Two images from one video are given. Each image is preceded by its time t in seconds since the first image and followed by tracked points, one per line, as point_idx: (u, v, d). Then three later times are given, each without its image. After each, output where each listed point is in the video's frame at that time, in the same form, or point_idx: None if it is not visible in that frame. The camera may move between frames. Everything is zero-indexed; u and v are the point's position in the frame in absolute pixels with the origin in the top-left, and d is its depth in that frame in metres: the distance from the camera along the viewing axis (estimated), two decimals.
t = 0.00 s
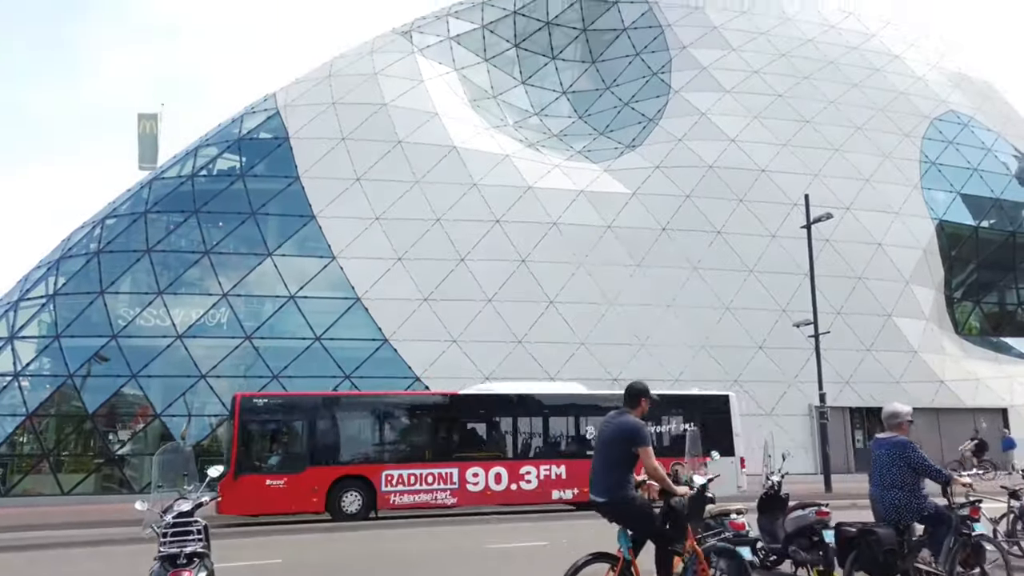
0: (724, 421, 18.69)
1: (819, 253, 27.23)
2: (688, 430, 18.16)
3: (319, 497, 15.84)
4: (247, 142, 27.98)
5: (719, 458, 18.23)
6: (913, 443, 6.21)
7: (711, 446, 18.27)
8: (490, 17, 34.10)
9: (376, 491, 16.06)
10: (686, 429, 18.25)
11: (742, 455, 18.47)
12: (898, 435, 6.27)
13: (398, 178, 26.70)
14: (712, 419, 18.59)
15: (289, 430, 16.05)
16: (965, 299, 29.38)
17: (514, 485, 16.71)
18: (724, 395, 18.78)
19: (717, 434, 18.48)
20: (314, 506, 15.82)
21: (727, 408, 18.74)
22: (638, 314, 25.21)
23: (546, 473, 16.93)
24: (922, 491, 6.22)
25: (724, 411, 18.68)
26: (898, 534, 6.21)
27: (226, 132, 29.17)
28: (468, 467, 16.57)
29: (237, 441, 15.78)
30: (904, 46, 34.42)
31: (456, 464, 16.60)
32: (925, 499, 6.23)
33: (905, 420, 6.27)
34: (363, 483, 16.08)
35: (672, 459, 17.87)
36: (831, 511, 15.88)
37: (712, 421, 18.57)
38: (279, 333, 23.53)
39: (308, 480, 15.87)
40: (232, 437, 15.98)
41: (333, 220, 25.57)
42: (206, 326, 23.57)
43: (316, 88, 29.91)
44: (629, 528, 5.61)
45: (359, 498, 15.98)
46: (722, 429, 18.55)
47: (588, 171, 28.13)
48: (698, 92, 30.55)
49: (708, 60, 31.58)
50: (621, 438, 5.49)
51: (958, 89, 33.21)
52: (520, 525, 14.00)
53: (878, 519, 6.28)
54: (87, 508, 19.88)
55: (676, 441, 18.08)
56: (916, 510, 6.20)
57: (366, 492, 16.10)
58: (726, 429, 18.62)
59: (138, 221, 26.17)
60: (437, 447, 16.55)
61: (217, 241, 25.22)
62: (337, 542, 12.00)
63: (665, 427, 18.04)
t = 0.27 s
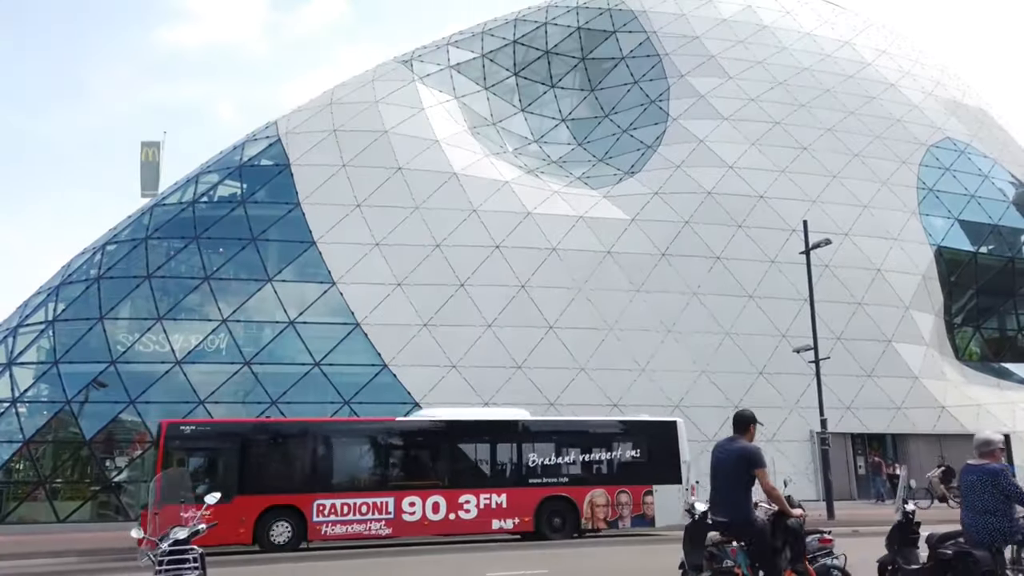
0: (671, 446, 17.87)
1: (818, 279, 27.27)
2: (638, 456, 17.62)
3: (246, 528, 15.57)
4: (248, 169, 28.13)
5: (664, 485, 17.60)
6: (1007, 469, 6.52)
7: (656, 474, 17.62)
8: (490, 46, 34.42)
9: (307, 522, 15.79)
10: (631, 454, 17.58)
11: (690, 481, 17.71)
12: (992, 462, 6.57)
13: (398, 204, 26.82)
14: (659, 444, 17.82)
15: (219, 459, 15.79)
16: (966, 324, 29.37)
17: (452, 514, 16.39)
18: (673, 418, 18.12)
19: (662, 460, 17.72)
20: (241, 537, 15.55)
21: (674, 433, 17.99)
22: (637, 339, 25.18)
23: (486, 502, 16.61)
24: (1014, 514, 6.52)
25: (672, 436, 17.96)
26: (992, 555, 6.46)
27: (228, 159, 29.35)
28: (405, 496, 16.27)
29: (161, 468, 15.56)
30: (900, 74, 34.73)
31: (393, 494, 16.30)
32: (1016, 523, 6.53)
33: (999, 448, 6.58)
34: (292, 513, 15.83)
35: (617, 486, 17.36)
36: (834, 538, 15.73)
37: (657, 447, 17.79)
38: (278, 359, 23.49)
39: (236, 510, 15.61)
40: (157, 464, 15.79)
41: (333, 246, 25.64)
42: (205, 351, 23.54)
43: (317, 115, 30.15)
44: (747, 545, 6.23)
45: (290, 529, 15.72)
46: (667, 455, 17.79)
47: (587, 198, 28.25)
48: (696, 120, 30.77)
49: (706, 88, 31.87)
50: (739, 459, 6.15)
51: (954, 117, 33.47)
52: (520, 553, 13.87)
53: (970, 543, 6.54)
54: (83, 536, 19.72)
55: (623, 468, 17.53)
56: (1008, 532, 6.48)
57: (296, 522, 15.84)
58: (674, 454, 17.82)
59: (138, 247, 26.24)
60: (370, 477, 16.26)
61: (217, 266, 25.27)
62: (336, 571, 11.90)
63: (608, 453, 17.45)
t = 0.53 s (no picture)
0: (618, 452, 17.92)
1: (818, 282, 27.28)
2: (582, 462, 17.63)
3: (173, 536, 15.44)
4: (248, 172, 28.16)
5: (610, 490, 17.61)
6: None
7: (602, 478, 17.65)
8: (490, 50, 34.48)
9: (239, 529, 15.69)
10: (577, 460, 17.58)
11: (634, 486, 17.76)
12: None
13: (398, 208, 26.83)
14: (605, 450, 17.85)
15: (145, 464, 15.69)
16: (965, 327, 29.38)
17: (390, 521, 16.30)
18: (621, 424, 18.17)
19: (609, 465, 17.76)
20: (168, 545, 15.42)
21: (621, 438, 18.07)
22: (637, 343, 25.17)
23: (425, 507, 16.49)
24: None
25: (618, 442, 18.01)
26: None
27: (227, 163, 29.37)
28: (342, 502, 16.19)
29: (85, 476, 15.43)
30: (899, 78, 34.79)
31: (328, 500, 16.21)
32: None
33: None
34: (223, 520, 15.70)
35: (561, 490, 17.34)
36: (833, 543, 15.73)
37: (604, 452, 17.82)
38: (278, 363, 23.48)
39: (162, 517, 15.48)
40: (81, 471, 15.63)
41: (332, 249, 25.64)
42: (204, 355, 23.53)
43: (316, 119, 30.19)
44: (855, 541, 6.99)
45: (221, 536, 15.49)
46: (614, 460, 17.84)
47: (587, 202, 28.27)
48: (695, 123, 30.81)
49: (705, 92, 31.90)
50: (843, 463, 7.00)
51: (953, 121, 33.52)
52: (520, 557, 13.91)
53: None
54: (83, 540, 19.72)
55: (567, 473, 17.53)
56: None
57: (227, 530, 15.72)
58: (620, 459, 17.89)
59: (138, 251, 26.25)
60: (305, 482, 16.15)
61: (217, 270, 25.27)
62: None
63: (552, 458, 17.43)
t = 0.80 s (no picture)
0: (565, 453, 17.63)
1: (817, 282, 27.30)
2: (529, 462, 17.37)
3: (100, 539, 15.11)
4: (247, 172, 28.15)
5: (556, 491, 17.31)
6: None
7: (549, 480, 17.35)
8: (489, 50, 34.49)
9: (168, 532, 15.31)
10: (525, 461, 17.31)
11: (582, 488, 17.46)
12: None
13: (397, 208, 26.83)
14: (553, 451, 17.56)
15: (71, 465, 15.29)
16: (965, 327, 29.38)
17: (328, 524, 15.95)
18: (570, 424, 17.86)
19: (556, 466, 17.48)
20: (95, 548, 15.08)
21: (570, 439, 17.77)
22: (636, 343, 25.17)
23: (365, 510, 16.17)
24: None
25: (566, 443, 17.71)
26: None
27: (227, 163, 29.36)
28: (277, 505, 15.84)
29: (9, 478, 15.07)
30: (898, 79, 34.80)
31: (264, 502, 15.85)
32: None
33: None
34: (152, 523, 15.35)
35: (507, 492, 17.05)
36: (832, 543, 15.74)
37: (552, 453, 17.53)
38: (277, 363, 23.46)
39: (89, 520, 15.15)
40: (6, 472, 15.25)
41: (332, 249, 25.64)
42: (204, 355, 23.53)
43: (316, 120, 30.19)
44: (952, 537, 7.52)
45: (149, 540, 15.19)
46: (561, 461, 17.54)
47: (586, 202, 28.26)
48: (695, 123, 30.82)
49: (704, 92, 31.90)
50: (939, 466, 7.48)
51: (952, 121, 33.53)
52: (520, 558, 13.94)
53: None
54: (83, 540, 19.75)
55: (513, 474, 17.26)
56: None
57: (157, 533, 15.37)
58: (568, 460, 17.59)
59: (137, 251, 26.25)
60: (240, 482, 15.76)
61: (216, 270, 25.26)
62: None
63: (498, 460, 17.12)
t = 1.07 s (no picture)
0: (514, 454, 17.43)
1: (816, 283, 27.31)
2: (477, 464, 17.15)
3: (27, 543, 14.77)
4: (246, 173, 28.14)
5: (504, 493, 17.10)
6: None
7: (497, 481, 17.15)
8: (488, 50, 34.49)
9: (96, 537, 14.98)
10: (472, 463, 17.10)
11: (530, 490, 17.26)
12: None
13: (397, 208, 26.82)
14: (502, 453, 17.35)
15: None
16: (964, 328, 29.39)
17: (266, 527, 15.78)
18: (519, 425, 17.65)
19: (505, 467, 17.28)
20: (22, 553, 14.74)
21: (519, 440, 17.57)
22: (636, 343, 25.16)
23: (305, 512, 16.00)
24: None
25: (515, 444, 17.52)
26: None
27: (226, 163, 29.34)
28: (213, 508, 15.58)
29: None
30: (898, 79, 34.80)
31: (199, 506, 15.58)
32: None
33: None
34: (81, 527, 15.04)
35: (452, 494, 16.87)
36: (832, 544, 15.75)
37: (500, 454, 17.32)
38: (276, 363, 23.45)
39: (16, 524, 14.80)
40: None
41: (331, 250, 25.63)
42: (203, 355, 23.52)
43: (315, 120, 30.17)
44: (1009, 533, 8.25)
45: (79, 545, 14.94)
46: (510, 463, 17.34)
47: (585, 202, 28.25)
48: (694, 124, 30.82)
49: (704, 92, 31.89)
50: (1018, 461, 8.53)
51: (951, 121, 33.54)
52: (520, 559, 13.97)
53: None
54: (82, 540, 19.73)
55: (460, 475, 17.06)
56: None
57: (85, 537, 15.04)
58: (516, 462, 17.39)
59: (136, 251, 26.25)
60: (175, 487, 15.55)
61: (216, 271, 25.24)
62: None
63: (443, 461, 16.93)
